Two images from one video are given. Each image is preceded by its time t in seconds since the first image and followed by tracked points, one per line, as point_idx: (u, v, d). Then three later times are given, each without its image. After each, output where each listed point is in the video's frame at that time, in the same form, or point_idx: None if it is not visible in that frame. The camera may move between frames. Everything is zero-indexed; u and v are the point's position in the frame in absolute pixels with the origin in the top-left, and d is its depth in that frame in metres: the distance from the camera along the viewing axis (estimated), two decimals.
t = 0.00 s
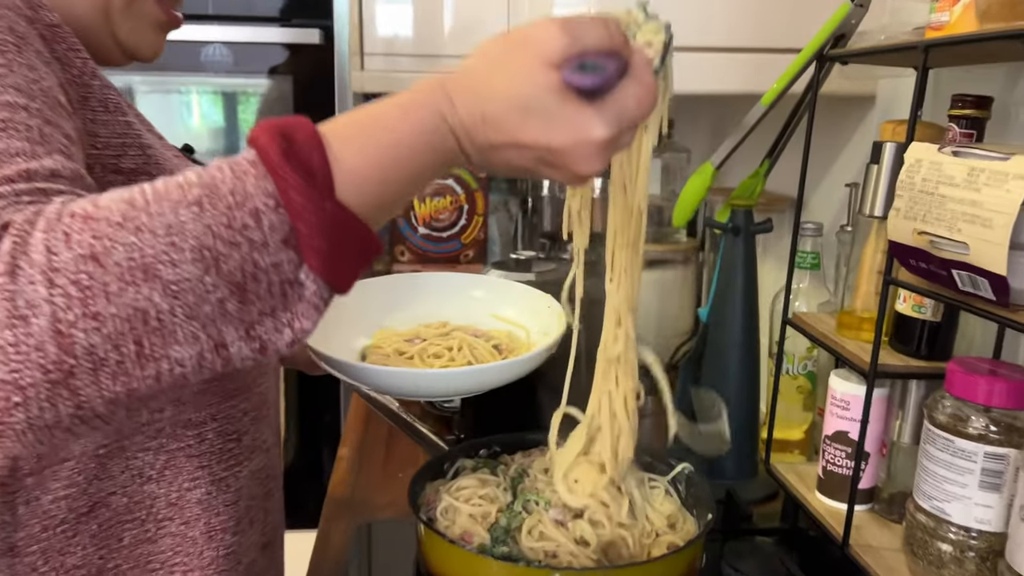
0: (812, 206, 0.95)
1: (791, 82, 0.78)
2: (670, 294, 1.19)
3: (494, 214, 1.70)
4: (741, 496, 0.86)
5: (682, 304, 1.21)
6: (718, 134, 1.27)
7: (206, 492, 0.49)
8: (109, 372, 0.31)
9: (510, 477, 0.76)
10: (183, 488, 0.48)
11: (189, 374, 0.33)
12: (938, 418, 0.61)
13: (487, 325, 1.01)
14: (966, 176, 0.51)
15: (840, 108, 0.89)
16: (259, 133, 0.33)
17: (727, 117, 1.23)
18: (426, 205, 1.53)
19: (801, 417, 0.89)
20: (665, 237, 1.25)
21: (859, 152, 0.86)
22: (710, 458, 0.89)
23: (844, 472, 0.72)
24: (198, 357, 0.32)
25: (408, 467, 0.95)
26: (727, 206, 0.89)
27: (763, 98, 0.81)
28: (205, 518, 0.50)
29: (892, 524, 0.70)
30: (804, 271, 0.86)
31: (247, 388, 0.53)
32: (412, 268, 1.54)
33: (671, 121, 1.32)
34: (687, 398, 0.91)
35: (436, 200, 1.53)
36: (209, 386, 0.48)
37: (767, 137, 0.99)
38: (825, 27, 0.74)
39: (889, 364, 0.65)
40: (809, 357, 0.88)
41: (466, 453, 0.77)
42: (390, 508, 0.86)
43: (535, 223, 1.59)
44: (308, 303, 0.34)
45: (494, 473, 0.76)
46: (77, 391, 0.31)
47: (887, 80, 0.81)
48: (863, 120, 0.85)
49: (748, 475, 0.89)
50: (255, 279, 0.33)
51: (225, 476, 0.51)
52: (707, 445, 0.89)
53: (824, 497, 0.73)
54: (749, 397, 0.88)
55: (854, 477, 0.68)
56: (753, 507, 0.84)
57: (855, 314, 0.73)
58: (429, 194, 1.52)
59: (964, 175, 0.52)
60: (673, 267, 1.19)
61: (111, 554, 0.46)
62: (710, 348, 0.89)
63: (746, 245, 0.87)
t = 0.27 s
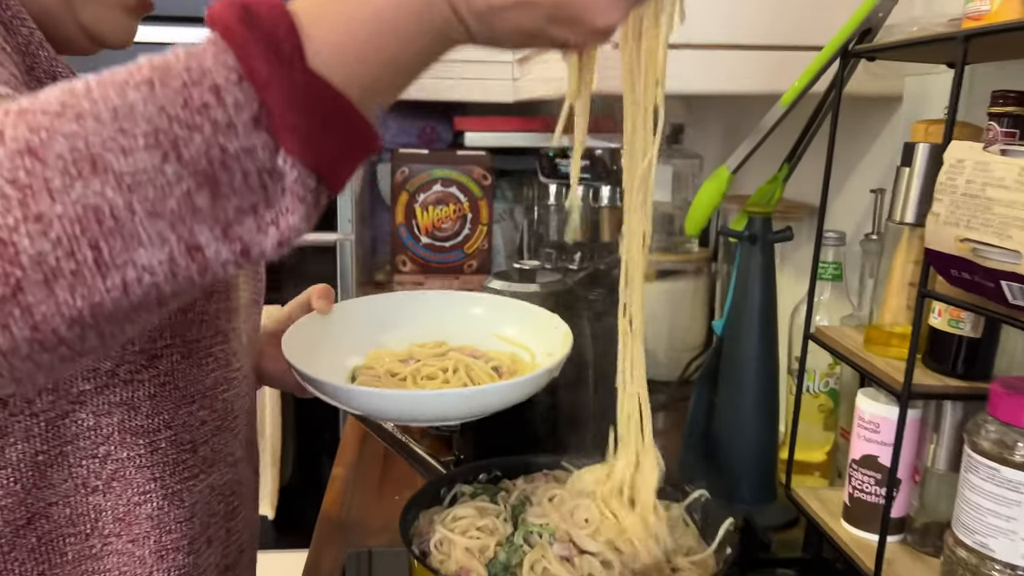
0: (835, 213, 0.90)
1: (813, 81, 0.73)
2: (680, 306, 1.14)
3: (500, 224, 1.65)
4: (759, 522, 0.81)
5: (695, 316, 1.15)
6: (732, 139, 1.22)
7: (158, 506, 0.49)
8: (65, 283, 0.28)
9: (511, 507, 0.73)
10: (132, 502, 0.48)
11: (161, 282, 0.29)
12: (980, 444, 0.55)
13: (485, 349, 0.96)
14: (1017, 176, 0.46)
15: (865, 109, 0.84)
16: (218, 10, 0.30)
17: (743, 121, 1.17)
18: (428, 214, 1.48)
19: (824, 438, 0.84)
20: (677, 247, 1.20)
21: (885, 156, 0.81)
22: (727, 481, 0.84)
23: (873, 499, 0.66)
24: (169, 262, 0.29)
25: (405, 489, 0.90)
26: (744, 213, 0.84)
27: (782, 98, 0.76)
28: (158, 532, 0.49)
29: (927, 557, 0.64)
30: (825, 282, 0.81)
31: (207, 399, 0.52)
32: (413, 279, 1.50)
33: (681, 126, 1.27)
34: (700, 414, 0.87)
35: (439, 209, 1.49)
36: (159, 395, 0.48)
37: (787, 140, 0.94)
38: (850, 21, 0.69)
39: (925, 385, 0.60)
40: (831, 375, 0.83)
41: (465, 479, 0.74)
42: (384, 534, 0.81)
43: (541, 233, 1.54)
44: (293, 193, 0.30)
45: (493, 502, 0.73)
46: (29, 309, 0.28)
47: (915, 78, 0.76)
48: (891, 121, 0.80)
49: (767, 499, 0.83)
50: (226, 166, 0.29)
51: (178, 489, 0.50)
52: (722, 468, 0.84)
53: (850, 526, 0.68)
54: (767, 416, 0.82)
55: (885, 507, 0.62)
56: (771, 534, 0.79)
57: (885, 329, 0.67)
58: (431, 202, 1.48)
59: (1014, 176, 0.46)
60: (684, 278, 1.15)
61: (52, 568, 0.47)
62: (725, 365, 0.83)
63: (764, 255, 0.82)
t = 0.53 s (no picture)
0: (852, 227, 0.87)
1: (831, 88, 0.70)
2: (691, 321, 1.11)
3: (506, 237, 1.62)
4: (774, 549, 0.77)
5: (705, 331, 1.12)
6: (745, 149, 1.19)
7: (102, 517, 0.45)
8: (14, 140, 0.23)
9: (513, 535, 0.70)
10: (73, 512, 0.44)
11: (124, 141, 0.23)
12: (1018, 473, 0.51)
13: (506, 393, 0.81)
14: None
15: (884, 118, 0.81)
16: None
17: (756, 132, 1.14)
18: (433, 227, 1.45)
19: (841, 461, 0.81)
20: (687, 261, 1.16)
21: (906, 167, 0.78)
22: (741, 506, 0.80)
23: (897, 529, 0.62)
24: (128, 112, 0.23)
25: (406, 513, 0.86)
26: (757, 226, 0.80)
27: (800, 104, 0.73)
28: (101, 547, 0.45)
29: None
30: (843, 298, 0.77)
31: (163, 406, 0.49)
32: (417, 292, 1.47)
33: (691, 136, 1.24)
34: (714, 433, 0.84)
35: (444, 221, 1.46)
36: (109, 394, 0.45)
37: (804, 151, 0.91)
38: (872, 23, 0.66)
39: (955, 408, 0.56)
40: (850, 395, 0.79)
41: (466, 505, 0.71)
42: (382, 560, 0.78)
43: (549, 246, 1.51)
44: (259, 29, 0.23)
45: (494, 530, 0.70)
46: None
47: (937, 85, 0.73)
48: (912, 131, 0.77)
49: (782, 525, 0.80)
50: (182, 1, 0.23)
51: (125, 499, 0.46)
52: (736, 492, 0.80)
53: (872, 556, 0.64)
54: (784, 439, 0.79)
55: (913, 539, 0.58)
56: (787, 562, 0.75)
57: (909, 348, 0.64)
58: (436, 214, 1.45)
59: None
60: (694, 293, 1.11)
61: None
62: (740, 384, 0.80)
63: (779, 269, 0.78)
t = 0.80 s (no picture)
0: (865, 240, 0.84)
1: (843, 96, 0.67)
2: (699, 336, 1.08)
3: (512, 251, 1.60)
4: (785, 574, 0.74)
5: (714, 348, 1.09)
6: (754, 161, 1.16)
7: (43, 527, 0.41)
8: None
9: (513, 561, 0.67)
10: (10, 521, 0.40)
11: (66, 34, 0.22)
12: None
13: (536, 438, 0.76)
14: None
15: (898, 128, 0.79)
16: None
17: (766, 144, 1.12)
18: (437, 240, 1.43)
19: (855, 483, 0.78)
20: (696, 276, 1.14)
21: (922, 178, 0.75)
22: (752, 530, 0.77)
23: (915, 556, 0.59)
24: None
25: (403, 534, 0.83)
26: (768, 239, 0.78)
27: (811, 113, 0.70)
28: (38, 562, 0.41)
29: None
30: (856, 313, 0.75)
31: (121, 413, 0.45)
32: (421, 306, 1.45)
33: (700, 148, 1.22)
34: (723, 453, 0.82)
35: (448, 235, 1.43)
36: (57, 394, 0.41)
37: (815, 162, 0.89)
38: (886, 28, 0.64)
39: (977, 430, 0.53)
40: (864, 413, 0.77)
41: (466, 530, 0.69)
42: None
43: (554, 260, 1.49)
44: None
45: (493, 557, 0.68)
46: None
47: (953, 92, 0.70)
48: (927, 140, 0.74)
49: (793, 549, 0.76)
50: None
51: (66, 509, 0.42)
52: (747, 515, 0.77)
53: None
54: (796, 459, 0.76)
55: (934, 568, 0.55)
56: None
57: (927, 366, 0.61)
58: (440, 227, 1.43)
59: None
60: (703, 308, 1.09)
61: None
62: (749, 402, 0.77)
63: (790, 284, 0.75)
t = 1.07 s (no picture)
0: (885, 247, 0.81)
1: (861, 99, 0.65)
2: (712, 350, 1.05)
3: (520, 262, 1.58)
4: None
5: (727, 361, 1.06)
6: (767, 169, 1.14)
7: (8, 553, 0.39)
8: None
9: None
10: None
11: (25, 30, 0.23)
12: None
13: (563, 465, 0.71)
14: None
15: (920, 132, 0.76)
16: None
17: (780, 152, 1.09)
18: (443, 251, 1.41)
19: (875, 500, 0.75)
20: (708, 287, 1.11)
21: (945, 183, 0.73)
22: (769, 549, 0.74)
23: None
24: None
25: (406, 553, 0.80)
26: (784, 247, 0.75)
27: (829, 116, 0.67)
28: None
29: None
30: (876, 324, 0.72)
31: (97, 430, 0.44)
32: (427, 318, 1.42)
33: (711, 156, 1.20)
34: (737, 469, 0.78)
35: (455, 245, 1.41)
36: (23, 410, 0.40)
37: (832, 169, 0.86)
38: (908, 25, 0.61)
39: (1010, 445, 0.51)
40: (885, 428, 0.74)
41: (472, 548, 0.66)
42: None
43: (562, 271, 1.46)
44: None
45: None
46: None
47: (977, 94, 0.68)
48: (951, 145, 0.72)
49: (812, 569, 0.74)
50: None
51: (34, 532, 0.41)
52: (764, 534, 0.75)
53: None
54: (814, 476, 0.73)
55: None
56: None
57: (953, 378, 0.58)
58: (447, 238, 1.41)
59: None
60: (715, 320, 1.06)
61: None
62: (765, 416, 0.74)
63: (808, 294, 0.72)
